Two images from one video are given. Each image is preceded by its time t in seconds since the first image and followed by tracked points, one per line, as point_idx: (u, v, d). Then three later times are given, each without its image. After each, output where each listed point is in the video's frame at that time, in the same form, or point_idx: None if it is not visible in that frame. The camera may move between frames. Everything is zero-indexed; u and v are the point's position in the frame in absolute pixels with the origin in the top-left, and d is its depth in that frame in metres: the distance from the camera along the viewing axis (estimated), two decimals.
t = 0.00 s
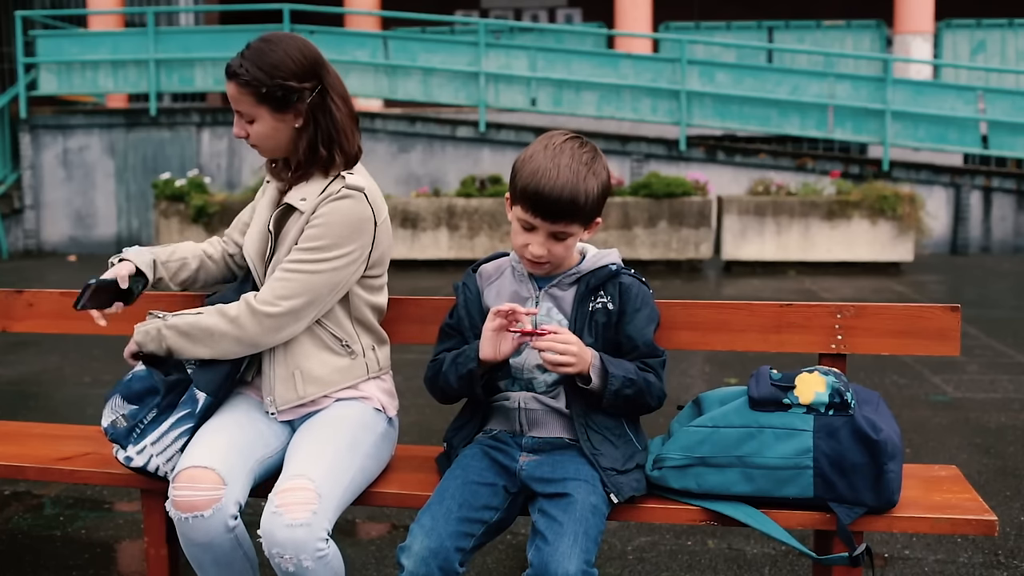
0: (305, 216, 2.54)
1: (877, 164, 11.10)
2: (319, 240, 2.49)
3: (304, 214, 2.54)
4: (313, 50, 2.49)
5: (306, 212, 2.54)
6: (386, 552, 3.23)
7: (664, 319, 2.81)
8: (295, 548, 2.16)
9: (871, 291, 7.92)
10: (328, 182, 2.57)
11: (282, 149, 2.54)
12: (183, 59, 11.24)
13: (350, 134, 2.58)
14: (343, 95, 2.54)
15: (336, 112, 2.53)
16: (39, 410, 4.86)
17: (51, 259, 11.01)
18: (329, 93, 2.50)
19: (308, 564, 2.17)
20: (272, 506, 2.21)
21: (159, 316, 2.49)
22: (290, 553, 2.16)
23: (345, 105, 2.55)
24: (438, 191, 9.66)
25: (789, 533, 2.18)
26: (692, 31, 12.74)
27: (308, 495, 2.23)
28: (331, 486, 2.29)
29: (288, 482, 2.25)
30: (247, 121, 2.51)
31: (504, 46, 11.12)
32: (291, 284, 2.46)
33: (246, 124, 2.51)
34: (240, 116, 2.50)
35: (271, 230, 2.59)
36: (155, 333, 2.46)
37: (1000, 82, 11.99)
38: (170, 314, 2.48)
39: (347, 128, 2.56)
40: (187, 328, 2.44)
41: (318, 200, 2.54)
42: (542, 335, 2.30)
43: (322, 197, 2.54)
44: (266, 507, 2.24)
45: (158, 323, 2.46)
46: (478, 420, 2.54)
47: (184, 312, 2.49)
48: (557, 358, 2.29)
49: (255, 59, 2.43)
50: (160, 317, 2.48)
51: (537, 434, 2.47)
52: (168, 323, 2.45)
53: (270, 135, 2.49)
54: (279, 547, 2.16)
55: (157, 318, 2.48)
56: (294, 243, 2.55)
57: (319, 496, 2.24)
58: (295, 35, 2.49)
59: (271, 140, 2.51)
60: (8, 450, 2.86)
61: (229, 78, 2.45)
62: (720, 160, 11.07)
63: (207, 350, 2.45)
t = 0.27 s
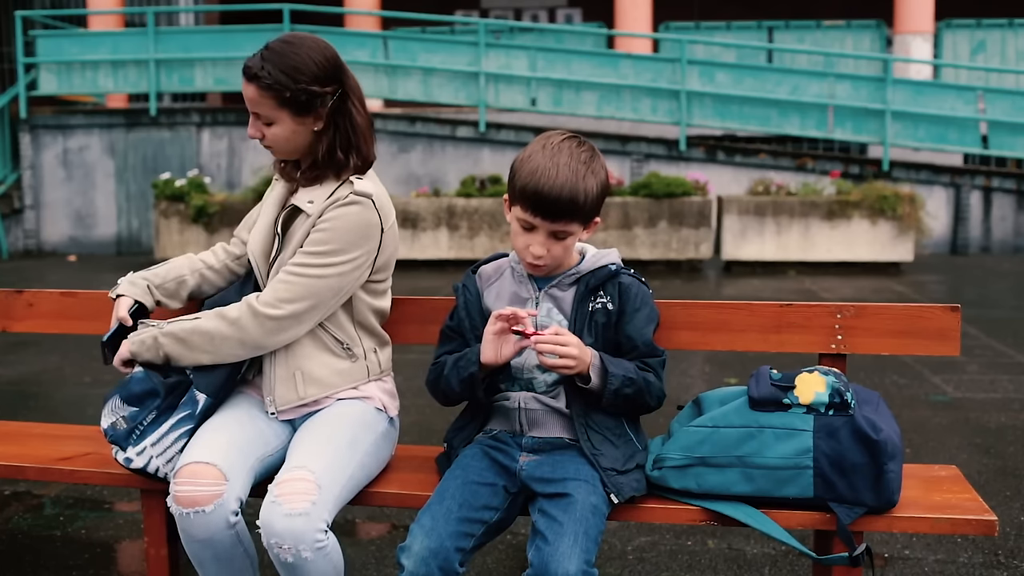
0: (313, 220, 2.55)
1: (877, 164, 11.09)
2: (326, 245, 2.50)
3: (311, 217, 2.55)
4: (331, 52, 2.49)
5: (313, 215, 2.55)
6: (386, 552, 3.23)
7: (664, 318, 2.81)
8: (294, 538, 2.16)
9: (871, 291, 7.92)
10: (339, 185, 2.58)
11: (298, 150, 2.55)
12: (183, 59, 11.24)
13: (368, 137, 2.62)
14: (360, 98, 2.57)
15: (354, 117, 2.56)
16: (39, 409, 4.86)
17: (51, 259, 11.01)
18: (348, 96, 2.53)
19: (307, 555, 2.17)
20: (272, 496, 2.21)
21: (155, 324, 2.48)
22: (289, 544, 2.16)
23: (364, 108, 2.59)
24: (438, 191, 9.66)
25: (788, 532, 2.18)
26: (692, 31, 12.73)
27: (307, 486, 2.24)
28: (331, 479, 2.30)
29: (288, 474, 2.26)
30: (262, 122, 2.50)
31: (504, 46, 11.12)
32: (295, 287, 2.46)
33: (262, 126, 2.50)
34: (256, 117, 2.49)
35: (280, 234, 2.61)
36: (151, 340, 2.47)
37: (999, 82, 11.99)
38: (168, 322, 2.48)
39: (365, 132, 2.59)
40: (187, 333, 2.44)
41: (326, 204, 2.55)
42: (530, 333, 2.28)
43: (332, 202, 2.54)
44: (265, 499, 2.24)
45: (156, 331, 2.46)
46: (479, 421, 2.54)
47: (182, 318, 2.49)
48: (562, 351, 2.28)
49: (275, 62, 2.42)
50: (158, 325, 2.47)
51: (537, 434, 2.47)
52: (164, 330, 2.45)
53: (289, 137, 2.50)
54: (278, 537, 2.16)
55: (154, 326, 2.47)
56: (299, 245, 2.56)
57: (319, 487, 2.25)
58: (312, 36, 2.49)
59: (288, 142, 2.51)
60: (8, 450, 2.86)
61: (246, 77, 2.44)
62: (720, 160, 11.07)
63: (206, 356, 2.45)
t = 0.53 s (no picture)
0: (332, 223, 2.55)
1: (877, 164, 11.09)
2: (352, 250, 2.51)
3: (330, 220, 2.55)
4: (344, 51, 2.50)
5: (332, 219, 2.55)
6: (386, 552, 3.23)
7: (664, 318, 2.81)
8: (295, 536, 2.16)
9: (871, 291, 7.92)
10: (356, 186, 2.59)
11: (310, 149, 2.55)
12: (183, 59, 11.26)
13: (379, 137, 2.64)
14: (371, 99, 2.58)
15: (365, 117, 2.58)
16: (38, 410, 4.86)
17: (51, 259, 11.01)
18: (361, 95, 2.54)
19: (307, 553, 2.16)
20: (273, 493, 2.21)
21: (166, 337, 2.44)
22: (290, 541, 2.16)
23: (374, 109, 2.60)
24: (438, 191, 9.66)
25: (788, 532, 2.18)
26: (692, 31, 12.73)
27: (308, 483, 2.24)
28: (332, 477, 2.30)
29: (289, 472, 2.27)
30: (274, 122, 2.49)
31: (504, 46, 11.12)
32: (328, 296, 2.46)
33: (273, 125, 2.49)
34: (269, 116, 2.48)
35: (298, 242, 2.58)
36: (166, 356, 2.43)
37: (999, 82, 11.99)
38: (181, 335, 2.44)
39: (378, 131, 2.62)
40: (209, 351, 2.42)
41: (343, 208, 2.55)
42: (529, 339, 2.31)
43: (349, 205, 2.55)
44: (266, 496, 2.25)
45: (171, 346, 2.42)
46: (479, 421, 2.54)
47: (196, 332, 2.45)
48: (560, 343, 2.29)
49: (291, 61, 2.42)
50: (172, 339, 2.43)
51: (537, 434, 2.47)
52: (180, 345, 2.42)
53: (302, 137, 2.50)
54: (278, 534, 2.16)
55: (168, 340, 2.43)
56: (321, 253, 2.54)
57: (319, 486, 2.26)
58: (324, 35, 2.50)
59: (301, 142, 2.51)
60: (9, 450, 2.86)
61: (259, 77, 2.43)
62: (720, 160, 11.06)
63: (230, 369, 2.44)
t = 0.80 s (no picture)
0: (346, 229, 2.55)
1: (877, 164, 11.09)
2: (368, 257, 2.53)
3: (343, 225, 2.55)
4: (350, 52, 2.51)
5: (345, 223, 2.55)
6: (386, 552, 3.23)
7: (664, 318, 2.81)
8: (294, 535, 2.16)
9: (871, 290, 7.92)
10: (365, 187, 2.61)
11: (315, 149, 2.55)
12: (183, 59, 11.26)
13: (385, 136, 2.65)
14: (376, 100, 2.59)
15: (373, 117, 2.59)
16: (38, 410, 4.86)
17: (51, 259, 11.01)
18: (368, 95, 2.57)
19: (306, 551, 2.16)
20: (271, 492, 2.22)
21: (196, 374, 2.41)
22: (288, 540, 2.16)
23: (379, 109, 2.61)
24: (438, 191, 9.66)
25: (788, 532, 2.18)
26: (692, 31, 12.73)
27: (307, 483, 2.24)
28: (331, 477, 2.30)
29: (288, 471, 2.27)
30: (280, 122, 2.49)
31: (503, 46, 11.12)
32: (349, 307, 2.48)
33: (279, 124, 2.48)
34: (275, 116, 2.47)
35: (310, 250, 2.55)
36: (205, 398, 2.41)
37: (999, 82, 11.99)
38: (213, 373, 2.42)
39: (384, 129, 2.63)
40: (250, 385, 2.42)
41: (355, 213, 2.56)
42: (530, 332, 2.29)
43: (362, 210, 2.56)
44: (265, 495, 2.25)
45: (208, 387, 2.40)
46: (479, 422, 2.54)
47: (228, 365, 2.42)
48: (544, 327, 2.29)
49: (300, 60, 2.42)
50: (204, 378, 2.41)
51: (537, 434, 2.47)
52: (221, 386, 2.41)
53: (308, 137, 2.50)
54: (276, 533, 2.16)
55: (200, 378, 2.41)
56: (336, 262, 2.54)
57: (319, 485, 2.26)
58: (331, 35, 2.50)
59: (305, 142, 2.51)
60: (9, 450, 2.86)
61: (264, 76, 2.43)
62: (720, 160, 11.06)
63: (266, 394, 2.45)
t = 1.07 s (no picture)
0: (347, 228, 2.55)
1: (877, 164, 11.09)
2: (369, 255, 2.53)
3: (343, 225, 2.55)
4: (356, 52, 2.52)
5: (345, 223, 2.55)
6: (386, 553, 3.23)
7: (664, 318, 2.81)
8: (294, 534, 2.16)
9: (871, 291, 7.92)
10: (364, 185, 2.61)
11: (318, 148, 2.55)
12: (183, 59, 11.26)
13: (387, 136, 2.67)
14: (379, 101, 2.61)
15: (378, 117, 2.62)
16: (38, 410, 4.86)
17: (51, 259, 11.01)
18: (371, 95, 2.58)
19: (306, 551, 2.16)
20: (271, 492, 2.22)
21: (194, 371, 2.41)
22: (288, 539, 2.16)
23: (383, 109, 2.63)
24: (438, 191, 9.66)
25: (788, 532, 2.18)
26: (691, 31, 12.73)
27: (307, 482, 2.24)
28: (331, 476, 2.30)
29: (288, 470, 2.27)
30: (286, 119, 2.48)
31: (503, 46, 11.12)
32: (350, 304, 2.48)
33: (284, 122, 2.48)
34: (280, 114, 2.46)
35: (310, 251, 2.55)
36: (202, 394, 2.41)
37: (999, 82, 11.99)
38: (211, 370, 2.41)
39: (387, 129, 2.66)
40: (247, 382, 2.42)
41: (355, 211, 2.56)
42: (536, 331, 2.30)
43: (362, 208, 2.56)
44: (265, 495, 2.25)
45: (206, 384, 2.40)
46: (479, 421, 2.54)
47: (227, 363, 2.42)
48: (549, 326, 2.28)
49: (310, 59, 2.42)
50: (202, 374, 2.41)
51: (537, 433, 2.47)
52: (217, 382, 2.41)
53: (313, 136, 2.51)
54: (277, 532, 2.16)
55: (199, 374, 2.40)
56: (336, 261, 2.54)
57: (319, 484, 2.26)
58: (337, 34, 2.51)
59: (311, 140, 2.51)
60: (9, 450, 2.86)
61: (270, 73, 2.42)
62: (720, 160, 11.06)
63: (264, 392, 2.45)
